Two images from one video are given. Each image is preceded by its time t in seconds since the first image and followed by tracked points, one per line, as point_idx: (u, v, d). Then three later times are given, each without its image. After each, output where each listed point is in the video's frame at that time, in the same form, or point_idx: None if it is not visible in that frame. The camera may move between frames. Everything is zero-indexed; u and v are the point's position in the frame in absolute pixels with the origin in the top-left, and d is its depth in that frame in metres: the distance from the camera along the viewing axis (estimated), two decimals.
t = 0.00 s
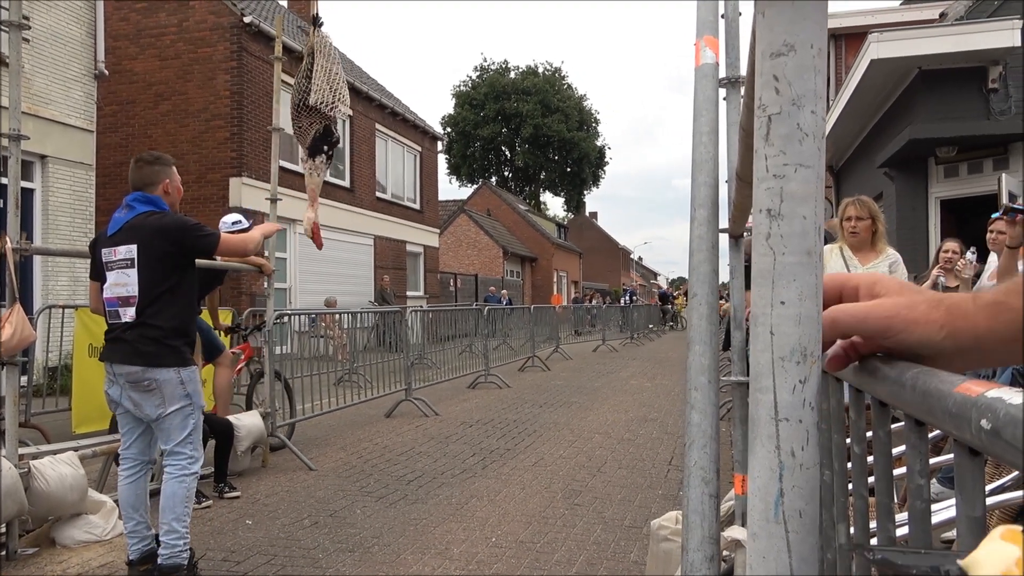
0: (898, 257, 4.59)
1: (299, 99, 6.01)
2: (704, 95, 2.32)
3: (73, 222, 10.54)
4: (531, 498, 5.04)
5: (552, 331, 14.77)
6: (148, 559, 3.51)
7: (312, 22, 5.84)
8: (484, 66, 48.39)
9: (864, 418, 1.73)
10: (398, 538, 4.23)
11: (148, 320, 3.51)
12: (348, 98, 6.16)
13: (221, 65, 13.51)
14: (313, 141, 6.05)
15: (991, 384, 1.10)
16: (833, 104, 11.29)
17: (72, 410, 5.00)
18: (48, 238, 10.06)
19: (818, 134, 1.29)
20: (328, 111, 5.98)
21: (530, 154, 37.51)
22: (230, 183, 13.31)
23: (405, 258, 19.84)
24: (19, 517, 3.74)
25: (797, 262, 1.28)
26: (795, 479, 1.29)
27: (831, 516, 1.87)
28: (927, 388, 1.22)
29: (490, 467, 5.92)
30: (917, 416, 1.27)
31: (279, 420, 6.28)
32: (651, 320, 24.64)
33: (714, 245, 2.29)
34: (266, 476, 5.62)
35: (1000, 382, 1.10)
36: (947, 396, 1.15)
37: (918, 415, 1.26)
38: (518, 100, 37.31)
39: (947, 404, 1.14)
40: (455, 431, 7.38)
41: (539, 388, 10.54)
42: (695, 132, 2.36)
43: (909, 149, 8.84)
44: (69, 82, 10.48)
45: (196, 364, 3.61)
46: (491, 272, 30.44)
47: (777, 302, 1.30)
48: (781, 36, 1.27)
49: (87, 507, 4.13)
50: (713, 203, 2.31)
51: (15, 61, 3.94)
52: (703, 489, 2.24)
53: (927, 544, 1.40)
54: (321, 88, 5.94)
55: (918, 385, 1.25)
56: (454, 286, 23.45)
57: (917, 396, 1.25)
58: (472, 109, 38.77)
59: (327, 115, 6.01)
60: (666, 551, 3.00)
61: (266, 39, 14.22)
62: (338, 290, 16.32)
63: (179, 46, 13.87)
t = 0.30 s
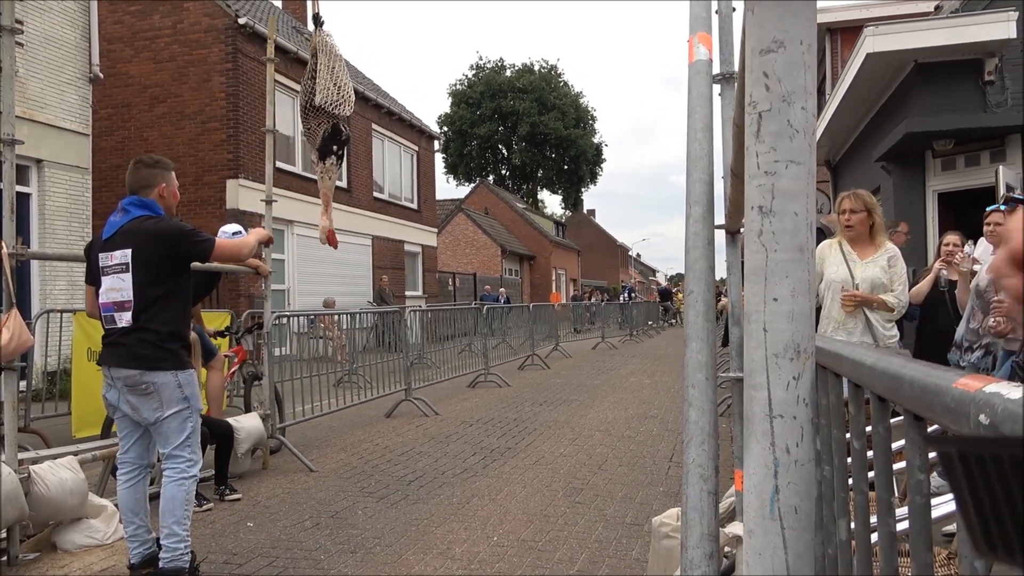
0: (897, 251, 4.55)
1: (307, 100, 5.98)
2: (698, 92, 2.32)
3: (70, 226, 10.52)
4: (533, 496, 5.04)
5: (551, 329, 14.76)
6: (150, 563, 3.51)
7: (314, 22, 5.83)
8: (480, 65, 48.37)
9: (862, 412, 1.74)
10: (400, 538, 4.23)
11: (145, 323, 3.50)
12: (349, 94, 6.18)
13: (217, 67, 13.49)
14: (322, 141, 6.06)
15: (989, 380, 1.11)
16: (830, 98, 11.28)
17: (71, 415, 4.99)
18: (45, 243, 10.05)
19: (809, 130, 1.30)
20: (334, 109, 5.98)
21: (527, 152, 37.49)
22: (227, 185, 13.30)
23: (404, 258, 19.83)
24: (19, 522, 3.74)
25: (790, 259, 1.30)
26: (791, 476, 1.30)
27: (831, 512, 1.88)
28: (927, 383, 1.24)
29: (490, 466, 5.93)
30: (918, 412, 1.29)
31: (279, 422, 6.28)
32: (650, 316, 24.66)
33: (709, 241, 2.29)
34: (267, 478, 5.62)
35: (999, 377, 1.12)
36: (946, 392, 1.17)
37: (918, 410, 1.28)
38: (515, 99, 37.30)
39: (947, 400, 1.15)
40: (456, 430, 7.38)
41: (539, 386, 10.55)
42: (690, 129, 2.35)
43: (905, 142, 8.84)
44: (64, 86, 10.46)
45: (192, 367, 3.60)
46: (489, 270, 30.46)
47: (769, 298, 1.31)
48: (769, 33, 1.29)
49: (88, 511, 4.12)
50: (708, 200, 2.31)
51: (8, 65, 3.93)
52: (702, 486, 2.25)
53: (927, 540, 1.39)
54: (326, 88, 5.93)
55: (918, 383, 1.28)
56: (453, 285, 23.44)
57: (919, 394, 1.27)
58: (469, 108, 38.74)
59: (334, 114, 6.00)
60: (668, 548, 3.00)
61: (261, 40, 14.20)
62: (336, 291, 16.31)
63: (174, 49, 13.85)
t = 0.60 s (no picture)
0: (898, 248, 4.49)
1: (310, 102, 5.97)
2: (700, 91, 2.31)
3: (76, 227, 10.57)
4: (537, 496, 5.05)
5: (556, 329, 14.76)
6: (156, 562, 3.53)
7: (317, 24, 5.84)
8: (484, 65, 48.38)
9: (870, 412, 1.74)
10: (405, 537, 4.24)
11: (150, 322, 3.51)
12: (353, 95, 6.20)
13: (221, 68, 13.53)
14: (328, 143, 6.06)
15: (997, 377, 1.13)
16: (835, 97, 11.25)
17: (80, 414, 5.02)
18: (52, 244, 10.10)
19: (807, 130, 1.31)
20: (339, 110, 6.00)
21: (532, 152, 37.48)
22: (233, 186, 13.34)
23: (409, 258, 19.85)
24: (27, 521, 3.75)
25: (788, 257, 1.30)
26: (791, 473, 1.31)
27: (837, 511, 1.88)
28: (933, 382, 1.27)
29: (495, 466, 5.93)
30: (925, 410, 1.31)
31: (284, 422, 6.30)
32: (656, 316, 24.64)
33: (712, 241, 2.29)
34: (273, 478, 5.64)
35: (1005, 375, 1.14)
36: (954, 390, 1.18)
37: (924, 409, 1.30)
38: (519, 99, 37.31)
39: (955, 398, 1.17)
40: (461, 430, 7.39)
41: (543, 386, 10.55)
42: (692, 128, 2.35)
43: (911, 141, 8.81)
44: (70, 87, 10.51)
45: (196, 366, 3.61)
46: (494, 271, 30.43)
47: (768, 297, 1.31)
48: (766, 32, 1.29)
49: (95, 510, 4.16)
50: (710, 199, 2.31)
51: (13, 67, 3.95)
52: (706, 485, 2.24)
53: (932, 539, 1.39)
54: (329, 90, 5.94)
55: (924, 381, 1.31)
56: (458, 285, 23.45)
57: (925, 393, 1.29)
58: (473, 108, 38.76)
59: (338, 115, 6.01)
60: (673, 548, 3.00)
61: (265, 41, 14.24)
62: (341, 291, 16.33)
63: (179, 50, 13.90)
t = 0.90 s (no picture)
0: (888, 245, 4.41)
1: (303, 104, 5.94)
2: (705, 91, 2.31)
3: (79, 228, 10.59)
4: (540, 496, 5.05)
5: (558, 329, 14.76)
6: (158, 563, 3.54)
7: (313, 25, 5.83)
8: (486, 65, 48.38)
9: (873, 412, 1.74)
10: (407, 538, 4.24)
11: (151, 322, 3.51)
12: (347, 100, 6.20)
13: (224, 68, 13.55)
14: (318, 145, 6.06)
15: (1001, 374, 1.13)
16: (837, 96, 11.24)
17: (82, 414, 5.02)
18: (54, 244, 10.11)
19: (818, 127, 1.31)
20: (328, 115, 5.99)
21: (533, 152, 37.48)
22: (235, 187, 13.36)
23: (411, 258, 19.85)
24: (30, 521, 3.76)
25: (799, 255, 1.30)
26: (801, 472, 1.31)
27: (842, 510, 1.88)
28: (938, 380, 1.26)
29: (498, 466, 5.93)
30: (930, 409, 1.31)
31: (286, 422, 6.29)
32: (658, 316, 24.63)
33: (718, 240, 2.30)
34: (275, 478, 5.64)
35: (1010, 372, 1.14)
36: (958, 388, 1.18)
37: (929, 407, 1.30)
38: (521, 99, 37.33)
39: (959, 396, 1.17)
40: (463, 430, 7.39)
41: (546, 386, 10.55)
42: (697, 127, 2.34)
43: (914, 140, 8.80)
44: (73, 88, 10.52)
45: (197, 367, 3.63)
46: (496, 271, 30.43)
47: (779, 295, 1.32)
48: (777, 29, 1.30)
49: (98, 510, 4.16)
50: (716, 198, 2.32)
51: (18, 68, 3.96)
52: (711, 484, 2.24)
53: (938, 537, 1.39)
54: (322, 93, 5.96)
55: (928, 379, 1.31)
56: (460, 285, 23.46)
57: (930, 390, 1.29)
58: (475, 108, 38.78)
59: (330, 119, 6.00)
60: (676, 547, 3.00)
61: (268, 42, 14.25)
62: (343, 291, 16.35)
63: (182, 50, 13.91)
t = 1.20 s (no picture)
0: (867, 243, 4.37)
1: (290, 102, 6.02)
2: (703, 90, 2.30)
3: (78, 228, 10.58)
4: (540, 496, 5.04)
5: (558, 329, 14.76)
6: (158, 563, 3.53)
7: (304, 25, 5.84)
8: (486, 65, 48.38)
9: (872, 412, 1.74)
10: (406, 538, 4.24)
11: (149, 321, 3.51)
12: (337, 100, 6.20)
13: (223, 68, 13.54)
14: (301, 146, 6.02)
15: (1000, 374, 1.13)
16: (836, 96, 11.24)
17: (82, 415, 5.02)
18: (54, 244, 10.10)
19: (814, 128, 1.31)
20: (316, 115, 6.02)
21: (533, 152, 37.48)
22: (234, 186, 13.36)
23: (410, 257, 19.85)
24: (29, 522, 3.76)
25: (795, 255, 1.30)
26: (798, 472, 1.31)
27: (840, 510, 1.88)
28: (938, 379, 1.26)
29: (497, 466, 5.93)
30: (928, 408, 1.31)
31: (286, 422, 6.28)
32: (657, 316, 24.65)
33: (716, 240, 2.30)
34: (275, 478, 5.63)
35: (1009, 372, 1.14)
36: (956, 387, 1.18)
37: (927, 407, 1.29)
38: (520, 98, 37.32)
39: (957, 395, 1.17)
40: (463, 430, 7.39)
41: (545, 386, 10.55)
42: (695, 127, 2.34)
43: (913, 140, 8.80)
44: (72, 88, 10.52)
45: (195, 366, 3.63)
46: (496, 271, 30.42)
47: (775, 295, 1.32)
48: (774, 30, 1.30)
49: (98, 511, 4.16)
50: (714, 198, 2.32)
51: (16, 68, 3.94)
52: (709, 484, 2.24)
53: (935, 537, 1.38)
54: (310, 93, 6.00)
55: (927, 378, 1.31)
56: (460, 285, 23.46)
57: (929, 390, 1.29)
58: (474, 108, 38.74)
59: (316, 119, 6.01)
60: (675, 547, 3.00)
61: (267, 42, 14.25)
62: (343, 291, 16.34)
63: (181, 50, 13.91)
